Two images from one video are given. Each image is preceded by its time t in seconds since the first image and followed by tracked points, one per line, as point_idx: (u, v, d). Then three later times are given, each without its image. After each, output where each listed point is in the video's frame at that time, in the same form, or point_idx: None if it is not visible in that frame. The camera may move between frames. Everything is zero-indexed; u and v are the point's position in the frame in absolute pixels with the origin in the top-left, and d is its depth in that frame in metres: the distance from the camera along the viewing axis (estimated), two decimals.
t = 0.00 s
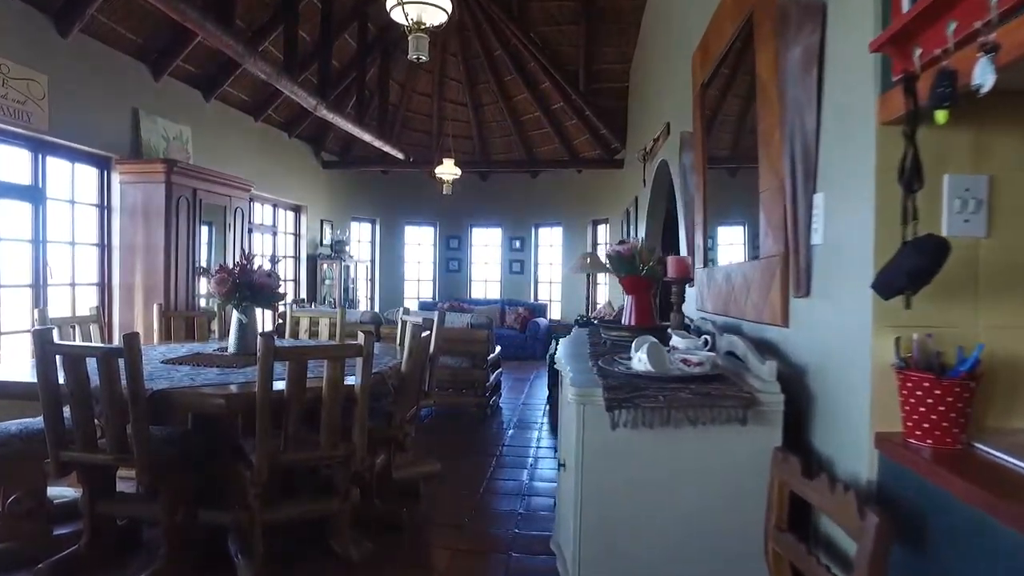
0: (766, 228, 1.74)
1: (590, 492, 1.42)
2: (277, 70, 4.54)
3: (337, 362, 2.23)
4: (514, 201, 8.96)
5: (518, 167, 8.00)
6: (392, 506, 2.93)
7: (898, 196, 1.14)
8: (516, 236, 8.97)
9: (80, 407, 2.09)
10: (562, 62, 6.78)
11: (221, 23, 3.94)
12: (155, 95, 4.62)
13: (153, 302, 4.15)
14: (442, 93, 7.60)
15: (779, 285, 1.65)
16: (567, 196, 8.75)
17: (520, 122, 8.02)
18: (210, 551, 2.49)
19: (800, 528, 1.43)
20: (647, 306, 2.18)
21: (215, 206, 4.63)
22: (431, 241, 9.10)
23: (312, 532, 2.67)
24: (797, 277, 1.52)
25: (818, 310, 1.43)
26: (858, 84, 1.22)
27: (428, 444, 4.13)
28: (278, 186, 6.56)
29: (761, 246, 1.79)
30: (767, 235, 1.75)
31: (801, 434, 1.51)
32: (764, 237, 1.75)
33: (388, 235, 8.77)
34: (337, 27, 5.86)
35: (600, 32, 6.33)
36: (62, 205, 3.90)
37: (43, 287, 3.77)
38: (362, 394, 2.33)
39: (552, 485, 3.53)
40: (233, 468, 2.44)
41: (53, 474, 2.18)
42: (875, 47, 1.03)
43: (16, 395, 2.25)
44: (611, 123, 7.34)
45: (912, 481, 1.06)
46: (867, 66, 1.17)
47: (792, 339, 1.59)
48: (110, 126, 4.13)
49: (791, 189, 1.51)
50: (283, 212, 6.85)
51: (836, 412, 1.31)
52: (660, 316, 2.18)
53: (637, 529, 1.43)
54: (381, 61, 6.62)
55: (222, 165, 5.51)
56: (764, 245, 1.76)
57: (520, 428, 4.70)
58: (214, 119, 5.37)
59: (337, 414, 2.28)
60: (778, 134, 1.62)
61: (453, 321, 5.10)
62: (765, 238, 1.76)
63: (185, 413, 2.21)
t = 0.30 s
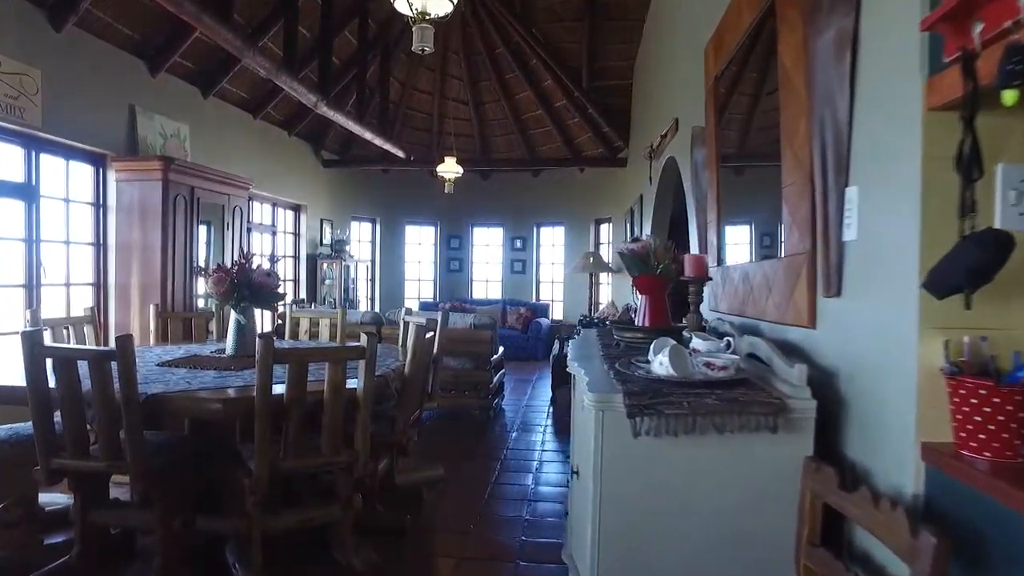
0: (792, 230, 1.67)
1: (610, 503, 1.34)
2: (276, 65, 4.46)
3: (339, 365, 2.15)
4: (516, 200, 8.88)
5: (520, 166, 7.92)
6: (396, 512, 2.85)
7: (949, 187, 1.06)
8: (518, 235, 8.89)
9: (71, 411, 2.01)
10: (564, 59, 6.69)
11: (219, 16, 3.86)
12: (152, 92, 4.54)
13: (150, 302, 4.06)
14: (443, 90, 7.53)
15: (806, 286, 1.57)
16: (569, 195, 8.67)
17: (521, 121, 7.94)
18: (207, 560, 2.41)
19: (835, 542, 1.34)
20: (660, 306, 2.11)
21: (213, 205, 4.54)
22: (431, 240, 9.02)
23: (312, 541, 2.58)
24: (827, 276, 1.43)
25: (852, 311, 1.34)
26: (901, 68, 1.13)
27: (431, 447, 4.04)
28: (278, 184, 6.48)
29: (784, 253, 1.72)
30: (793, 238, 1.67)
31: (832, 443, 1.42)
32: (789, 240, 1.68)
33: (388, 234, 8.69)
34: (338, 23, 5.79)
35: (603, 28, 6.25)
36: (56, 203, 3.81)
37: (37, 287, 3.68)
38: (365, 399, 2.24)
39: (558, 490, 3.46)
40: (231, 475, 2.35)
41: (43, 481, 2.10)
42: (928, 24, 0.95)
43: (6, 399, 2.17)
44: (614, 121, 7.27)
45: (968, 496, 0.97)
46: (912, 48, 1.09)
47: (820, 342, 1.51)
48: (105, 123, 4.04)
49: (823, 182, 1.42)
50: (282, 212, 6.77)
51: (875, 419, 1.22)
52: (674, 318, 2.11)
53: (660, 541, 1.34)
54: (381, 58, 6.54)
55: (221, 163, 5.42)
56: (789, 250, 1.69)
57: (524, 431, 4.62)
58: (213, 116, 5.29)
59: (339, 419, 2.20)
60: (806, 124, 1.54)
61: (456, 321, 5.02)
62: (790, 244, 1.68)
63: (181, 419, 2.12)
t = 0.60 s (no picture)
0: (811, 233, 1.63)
1: (628, 520, 1.25)
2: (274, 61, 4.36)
3: (339, 369, 2.06)
4: (517, 199, 8.80)
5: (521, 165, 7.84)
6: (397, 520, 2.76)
7: (1008, 180, 0.96)
8: (518, 235, 8.80)
9: (58, 419, 1.92)
10: (566, 57, 6.61)
11: (215, 10, 3.76)
12: (147, 88, 4.45)
13: (144, 303, 3.97)
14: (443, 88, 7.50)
15: (832, 287, 1.48)
16: (570, 194, 8.58)
17: (522, 119, 7.86)
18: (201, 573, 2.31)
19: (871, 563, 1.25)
20: (673, 309, 2.01)
21: (210, 203, 4.44)
22: (431, 240, 8.94)
23: (310, 551, 2.48)
24: (859, 276, 1.33)
25: (888, 313, 1.25)
26: (950, 50, 1.04)
27: (433, 451, 3.96)
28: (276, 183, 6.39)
29: (800, 255, 1.71)
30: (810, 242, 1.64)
31: (865, 455, 1.33)
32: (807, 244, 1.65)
33: (388, 234, 8.60)
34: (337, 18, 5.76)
35: (606, 25, 6.17)
36: (47, 202, 3.71)
37: (27, 288, 3.58)
38: (366, 404, 2.16)
39: (563, 495, 3.37)
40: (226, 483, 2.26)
41: (28, 492, 2.00)
42: None
43: None
44: (616, 119, 7.19)
45: None
46: (965, 29, 1.00)
47: (850, 347, 1.42)
48: (98, 119, 3.95)
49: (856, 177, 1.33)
50: (280, 211, 6.68)
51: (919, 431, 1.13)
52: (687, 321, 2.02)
53: (682, 561, 1.25)
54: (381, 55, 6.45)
55: (217, 161, 5.32)
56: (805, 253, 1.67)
57: (527, 434, 4.53)
58: (210, 113, 5.20)
59: (338, 426, 2.11)
60: (834, 114, 1.45)
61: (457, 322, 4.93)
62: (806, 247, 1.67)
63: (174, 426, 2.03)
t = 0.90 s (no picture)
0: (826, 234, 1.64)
1: (651, 537, 1.17)
2: (273, 56, 4.28)
3: (340, 373, 1.98)
4: (518, 198, 8.73)
5: (523, 163, 7.75)
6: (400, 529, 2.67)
7: None
8: (519, 234, 8.73)
9: (47, 425, 1.83)
10: (568, 54, 6.54)
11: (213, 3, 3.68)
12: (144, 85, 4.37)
13: (140, 303, 3.89)
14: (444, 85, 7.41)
15: (862, 286, 1.40)
16: (572, 193, 8.50)
17: (524, 117, 7.78)
18: None
19: None
20: (688, 310, 1.94)
21: (208, 202, 4.36)
22: (432, 239, 8.85)
23: (311, 561, 2.40)
24: (894, 275, 1.25)
25: (929, 314, 1.17)
26: (1007, 31, 0.96)
27: (435, 455, 3.88)
28: (275, 182, 6.31)
29: (810, 255, 1.72)
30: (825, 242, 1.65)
31: (903, 466, 1.25)
32: (819, 244, 1.67)
33: (388, 233, 8.50)
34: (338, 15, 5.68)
35: (609, 22, 6.10)
36: (41, 200, 3.63)
37: (20, 288, 3.49)
38: (368, 408, 2.08)
39: (569, 500, 3.29)
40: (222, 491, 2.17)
41: (16, 501, 1.92)
42: None
43: None
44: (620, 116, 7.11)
45: None
46: None
47: (883, 350, 1.34)
48: (93, 116, 3.87)
49: (894, 169, 1.25)
50: (279, 210, 6.59)
51: (967, 441, 1.05)
52: (702, 323, 1.95)
53: None
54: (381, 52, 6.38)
55: (216, 160, 5.24)
56: (816, 254, 1.69)
57: (530, 437, 4.45)
58: (207, 110, 5.11)
59: (339, 431, 2.03)
60: (865, 103, 1.37)
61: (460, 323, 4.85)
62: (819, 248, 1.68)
63: (168, 432, 1.95)
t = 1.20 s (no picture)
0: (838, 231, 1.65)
1: (681, 552, 1.08)
2: (272, 50, 4.19)
3: (342, 375, 1.89)
4: (520, 197, 8.65)
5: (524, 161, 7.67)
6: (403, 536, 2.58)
7: None
8: (520, 233, 8.65)
9: (32, 431, 1.74)
10: (571, 50, 6.46)
11: None
12: (139, 80, 4.27)
13: (135, 303, 3.79)
14: (445, 83, 7.34)
15: (899, 280, 1.31)
16: (574, 192, 8.42)
17: (525, 115, 7.70)
18: None
19: None
20: (707, 308, 1.85)
21: (205, 200, 4.27)
22: (432, 238, 8.78)
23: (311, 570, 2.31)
24: (941, 269, 1.16)
25: (981, 313, 1.07)
26: None
27: (438, 458, 3.79)
28: (273, 180, 6.21)
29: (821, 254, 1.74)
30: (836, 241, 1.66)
31: (951, 475, 1.16)
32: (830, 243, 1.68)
33: (388, 232, 8.41)
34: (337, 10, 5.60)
35: (612, 17, 6.02)
36: (33, 197, 3.54)
37: (10, 288, 3.39)
38: (370, 412, 1.99)
39: (576, 505, 3.21)
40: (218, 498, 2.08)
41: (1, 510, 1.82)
42: None
43: None
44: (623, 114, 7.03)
45: None
46: None
47: (923, 350, 1.25)
48: (87, 112, 3.78)
49: (940, 156, 1.16)
50: (278, 209, 6.50)
51: None
52: (721, 320, 1.87)
53: None
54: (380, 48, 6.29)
55: (213, 157, 5.15)
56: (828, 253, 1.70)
57: (534, 439, 4.37)
58: (204, 105, 5.02)
59: (341, 436, 1.94)
60: (904, 85, 1.28)
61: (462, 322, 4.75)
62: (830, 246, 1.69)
63: (161, 438, 1.85)
